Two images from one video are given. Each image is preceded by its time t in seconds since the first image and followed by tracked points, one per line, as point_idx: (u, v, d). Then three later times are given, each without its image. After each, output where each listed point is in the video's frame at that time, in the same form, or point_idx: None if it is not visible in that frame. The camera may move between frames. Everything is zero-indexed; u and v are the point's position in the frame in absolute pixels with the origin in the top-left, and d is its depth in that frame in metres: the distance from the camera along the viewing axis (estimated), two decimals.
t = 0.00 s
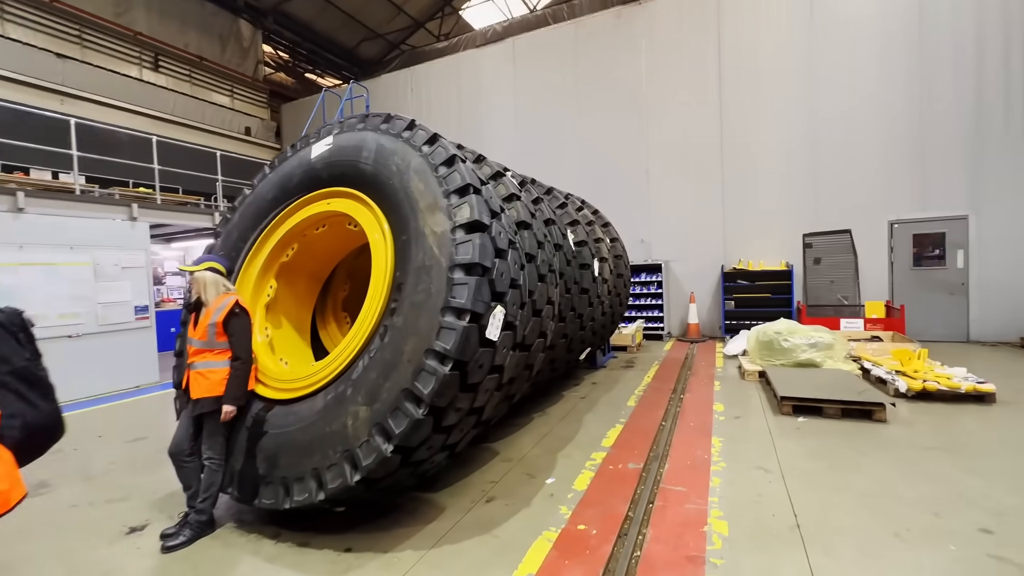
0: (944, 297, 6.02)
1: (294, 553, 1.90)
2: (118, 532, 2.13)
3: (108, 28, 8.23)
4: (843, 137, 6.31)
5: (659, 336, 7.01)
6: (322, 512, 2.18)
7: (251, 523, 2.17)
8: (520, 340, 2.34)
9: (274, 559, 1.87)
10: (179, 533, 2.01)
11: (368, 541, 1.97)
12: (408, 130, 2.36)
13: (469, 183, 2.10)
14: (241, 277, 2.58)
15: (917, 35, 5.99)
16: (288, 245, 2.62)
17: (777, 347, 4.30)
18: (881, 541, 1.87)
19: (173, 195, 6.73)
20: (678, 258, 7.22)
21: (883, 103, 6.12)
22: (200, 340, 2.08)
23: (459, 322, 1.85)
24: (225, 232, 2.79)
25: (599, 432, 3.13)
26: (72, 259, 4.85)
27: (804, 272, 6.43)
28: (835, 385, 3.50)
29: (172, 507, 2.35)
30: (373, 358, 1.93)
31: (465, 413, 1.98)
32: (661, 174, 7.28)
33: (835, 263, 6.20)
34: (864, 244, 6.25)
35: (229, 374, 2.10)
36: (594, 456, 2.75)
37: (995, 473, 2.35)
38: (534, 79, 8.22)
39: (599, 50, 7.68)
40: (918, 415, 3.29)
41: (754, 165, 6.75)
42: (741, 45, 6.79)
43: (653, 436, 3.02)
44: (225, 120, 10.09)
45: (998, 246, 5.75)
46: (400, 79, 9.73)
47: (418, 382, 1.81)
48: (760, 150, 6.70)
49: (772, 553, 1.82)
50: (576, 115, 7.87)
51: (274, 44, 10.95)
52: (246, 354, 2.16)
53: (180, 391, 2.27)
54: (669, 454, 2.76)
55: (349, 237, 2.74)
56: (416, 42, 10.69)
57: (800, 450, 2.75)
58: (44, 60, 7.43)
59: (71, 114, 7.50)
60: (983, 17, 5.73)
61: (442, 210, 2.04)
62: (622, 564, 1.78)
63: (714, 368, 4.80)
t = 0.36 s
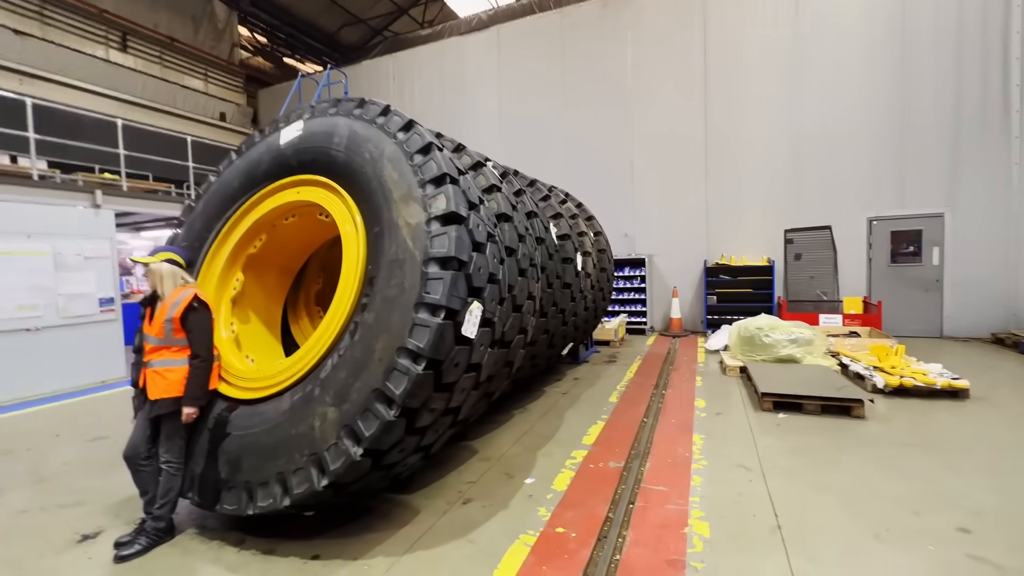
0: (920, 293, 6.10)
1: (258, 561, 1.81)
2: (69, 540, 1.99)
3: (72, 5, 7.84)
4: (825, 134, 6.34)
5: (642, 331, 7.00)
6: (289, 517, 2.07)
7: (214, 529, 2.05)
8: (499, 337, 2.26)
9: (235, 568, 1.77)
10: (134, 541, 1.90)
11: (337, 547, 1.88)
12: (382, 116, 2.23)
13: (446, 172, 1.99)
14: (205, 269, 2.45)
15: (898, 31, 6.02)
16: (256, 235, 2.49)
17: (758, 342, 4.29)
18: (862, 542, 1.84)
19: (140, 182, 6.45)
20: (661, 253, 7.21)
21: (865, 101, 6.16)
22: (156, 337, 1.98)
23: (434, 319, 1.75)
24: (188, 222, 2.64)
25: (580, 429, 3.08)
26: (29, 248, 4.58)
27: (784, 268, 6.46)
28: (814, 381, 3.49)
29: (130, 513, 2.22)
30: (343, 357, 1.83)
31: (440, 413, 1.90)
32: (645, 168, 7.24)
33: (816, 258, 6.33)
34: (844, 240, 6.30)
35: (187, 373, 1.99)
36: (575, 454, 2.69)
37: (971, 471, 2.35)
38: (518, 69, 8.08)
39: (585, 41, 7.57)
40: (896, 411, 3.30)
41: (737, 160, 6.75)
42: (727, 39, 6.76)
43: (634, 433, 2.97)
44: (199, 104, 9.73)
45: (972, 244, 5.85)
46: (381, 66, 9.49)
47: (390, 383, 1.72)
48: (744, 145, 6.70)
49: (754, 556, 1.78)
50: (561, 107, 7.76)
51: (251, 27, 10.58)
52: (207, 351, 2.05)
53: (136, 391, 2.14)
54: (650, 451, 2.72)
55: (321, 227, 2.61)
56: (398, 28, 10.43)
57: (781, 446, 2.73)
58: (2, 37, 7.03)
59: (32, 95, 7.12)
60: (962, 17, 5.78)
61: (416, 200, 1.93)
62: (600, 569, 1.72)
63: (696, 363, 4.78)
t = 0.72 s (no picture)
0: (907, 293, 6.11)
1: (223, 565, 1.72)
2: (23, 543, 1.89)
3: None
4: (815, 133, 6.33)
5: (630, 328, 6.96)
6: (258, 518, 1.99)
7: (179, 531, 1.96)
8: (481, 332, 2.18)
9: (198, 572, 1.69)
10: (92, 545, 1.80)
11: (307, 550, 1.80)
12: (361, 100, 2.14)
13: (426, 159, 1.91)
14: (175, 259, 2.34)
15: (889, 31, 6.01)
16: (229, 224, 2.39)
17: (745, 340, 4.25)
18: (848, 545, 1.80)
19: (119, 171, 6.27)
20: (650, 249, 7.18)
21: (855, 100, 6.15)
22: (118, 330, 1.89)
23: (410, 312, 1.67)
24: (158, 209, 2.53)
25: (565, 426, 3.01)
26: None
27: (773, 266, 6.45)
28: (801, 380, 3.46)
29: (91, 514, 2.12)
30: (315, 351, 1.75)
31: (416, 412, 1.82)
32: (635, 164, 7.18)
33: (805, 257, 6.34)
34: (833, 239, 6.31)
35: (152, 367, 1.91)
36: (559, 453, 2.63)
37: (957, 472, 2.32)
38: (510, 63, 7.97)
39: (577, 34, 7.48)
40: (882, 409, 3.27)
41: (728, 158, 6.72)
42: (720, 35, 6.70)
43: (620, 431, 2.91)
44: (182, 92, 9.50)
45: (958, 244, 5.89)
46: (370, 56, 9.33)
47: (363, 379, 1.64)
48: (735, 142, 6.67)
49: (738, 559, 1.72)
50: (553, 101, 7.67)
51: (237, 13, 10.34)
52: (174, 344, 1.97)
53: (98, 386, 2.04)
54: (636, 449, 2.66)
55: (298, 217, 2.51)
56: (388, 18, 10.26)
57: (767, 445, 2.68)
58: None
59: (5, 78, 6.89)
60: (952, 18, 5.79)
61: (394, 188, 1.85)
62: (581, 574, 1.66)
63: (683, 361, 4.73)
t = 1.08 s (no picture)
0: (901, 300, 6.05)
1: None
2: None
3: None
4: (810, 138, 6.27)
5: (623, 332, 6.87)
6: (217, 534, 1.86)
7: (131, 548, 1.83)
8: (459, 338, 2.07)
9: None
10: (32, 564, 1.67)
11: (266, 570, 1.68)
12: (335, 92, 2.02)
13: (400, 154, 1.80)
14: (138, 257, 2.22)
15: (884, 36, 5.97)
16: (197, 221, 2.28)
17: (738, 347, 4.15)
18: (843, 567, 1.69)
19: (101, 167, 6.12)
20: (644, 253, 7.09)
21: (851, 105, 6.10)
22: (68, 332, 1.77)
23: (379, 317, 1.56)
24: (123, 205, 2.41)
25: (551, 435, 2.90)
26: None
27: (767, 272, 6.37)
28: (795, 388, 3.36)
29: (39, 528, 1.99)
30: (276, 357, 1.63)
31: (386, 423, 1.71)
32: (629, 167, 7.10)
33: (800, 263, 6.16)
34: (827, 245, 6.24)
35: (104, 372, 1.79)
36: (543, 464, 2.51)
37: (955, 488, 2.23)
38: (504, 63, 7.89)
39: (571, 36, 7.40)
40: (876, 419, 3.18)
41: (722, 161, 6.65)
42: (716, 38, 6.65)
43: (607, 440, 2.80)
44: (171, 89, 9.34)
45: (952, 252, 5.83)
46: (364, 55, 9.23)
47: (326, 388, 1.52)
48: (729, 146, 6.61)
49: None
50: (547, 103, 7.58)
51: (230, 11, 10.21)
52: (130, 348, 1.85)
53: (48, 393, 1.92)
54: (622, 461, 2.55)
55: (271, 214, 2.40)
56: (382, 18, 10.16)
57: (760, 457, 2.58)
58: None
59: None
60: (947, 24, 5.76)
61: (365, 184, 1.73)
62: None
63: (675, 367, 4.63)
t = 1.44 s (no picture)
0: (905, 304, 5.93)
1: None
2: None
3: None
4: (813, 138, 6.15)
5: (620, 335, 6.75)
6: (180, 551, 1.75)
7: (90, 564, 1.73)
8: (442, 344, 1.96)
9: None
10: None
11: None
12: (312, 83, 1.91)
13: (377, 148, 1.69)
14: (106, 256, 2.11)
15: (890, 34, 5.85)
16: (169, 218, 2.17)
17: (737, 351, 4.03)
18: None
19: (91, 163, 6.01)
20: (642, 254, 6.98)
21: (855, 105, 5.98)
22: (24, 336, 1.67)
23: (349, 322, 1.45)
24: (94, 201, 2.31)
25: (542, 443, 2.79)
26: None
27: (768, 274, 6.25)
28: (795, 395, 3.25)
29: None
30: (240, 364, 1.53)
31: (359, 435, 1.60)
32: (629, 166, 6.99)
33: (801, 265, 6.08)
34: (829, 247, 6.13)
35: (62, 377, 1.68)
36: (531, 474, 2.40)
37: (964, 506, 2.11)
38: (503, 60, 7.77)
39: (571, 34, 7.29)
40: (881, 428, 3.07)
41: (724, 161, 6.53)
42: (718, 36, 6.53)
43: (599, 448, 2.68)
44: (167, 85, 9.23)
45: (957, 255, 5.72)
46: (361, 52, 9.13)
47: (290, 398, 1.42)
48: (733, 147, 6.48)
49: None
50: (546, 101, 7.47)
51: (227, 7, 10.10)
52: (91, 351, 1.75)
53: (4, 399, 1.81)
54: (614, 471, 2.44)
55: (248, 212, 2.29)
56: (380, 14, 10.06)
57: (759, 468, 2.46)
58: None
59: None
60: (954, 23, 5.64)
61: (338, 180, 1.62)
62: None
63: (672, 372, 4.51)
